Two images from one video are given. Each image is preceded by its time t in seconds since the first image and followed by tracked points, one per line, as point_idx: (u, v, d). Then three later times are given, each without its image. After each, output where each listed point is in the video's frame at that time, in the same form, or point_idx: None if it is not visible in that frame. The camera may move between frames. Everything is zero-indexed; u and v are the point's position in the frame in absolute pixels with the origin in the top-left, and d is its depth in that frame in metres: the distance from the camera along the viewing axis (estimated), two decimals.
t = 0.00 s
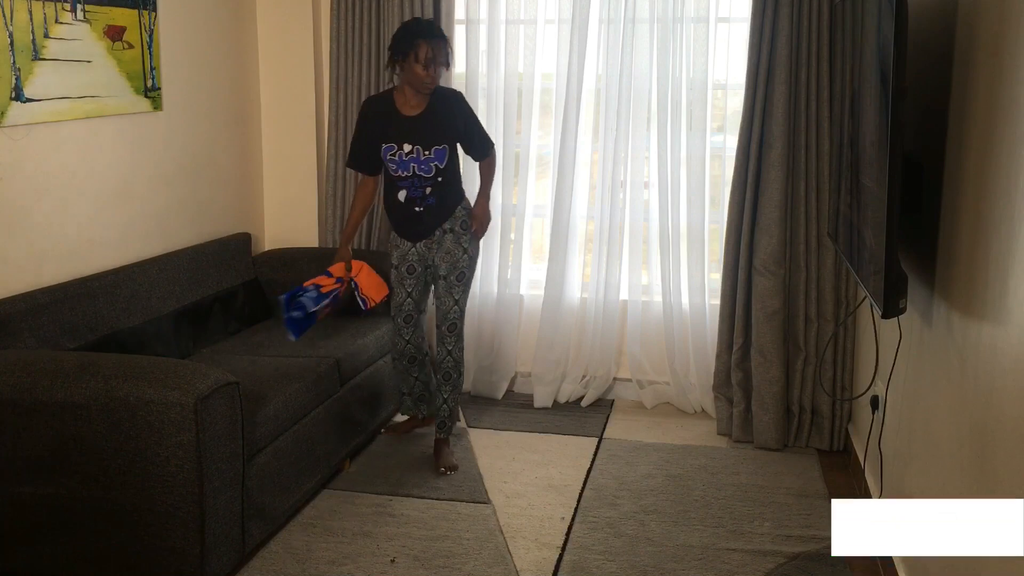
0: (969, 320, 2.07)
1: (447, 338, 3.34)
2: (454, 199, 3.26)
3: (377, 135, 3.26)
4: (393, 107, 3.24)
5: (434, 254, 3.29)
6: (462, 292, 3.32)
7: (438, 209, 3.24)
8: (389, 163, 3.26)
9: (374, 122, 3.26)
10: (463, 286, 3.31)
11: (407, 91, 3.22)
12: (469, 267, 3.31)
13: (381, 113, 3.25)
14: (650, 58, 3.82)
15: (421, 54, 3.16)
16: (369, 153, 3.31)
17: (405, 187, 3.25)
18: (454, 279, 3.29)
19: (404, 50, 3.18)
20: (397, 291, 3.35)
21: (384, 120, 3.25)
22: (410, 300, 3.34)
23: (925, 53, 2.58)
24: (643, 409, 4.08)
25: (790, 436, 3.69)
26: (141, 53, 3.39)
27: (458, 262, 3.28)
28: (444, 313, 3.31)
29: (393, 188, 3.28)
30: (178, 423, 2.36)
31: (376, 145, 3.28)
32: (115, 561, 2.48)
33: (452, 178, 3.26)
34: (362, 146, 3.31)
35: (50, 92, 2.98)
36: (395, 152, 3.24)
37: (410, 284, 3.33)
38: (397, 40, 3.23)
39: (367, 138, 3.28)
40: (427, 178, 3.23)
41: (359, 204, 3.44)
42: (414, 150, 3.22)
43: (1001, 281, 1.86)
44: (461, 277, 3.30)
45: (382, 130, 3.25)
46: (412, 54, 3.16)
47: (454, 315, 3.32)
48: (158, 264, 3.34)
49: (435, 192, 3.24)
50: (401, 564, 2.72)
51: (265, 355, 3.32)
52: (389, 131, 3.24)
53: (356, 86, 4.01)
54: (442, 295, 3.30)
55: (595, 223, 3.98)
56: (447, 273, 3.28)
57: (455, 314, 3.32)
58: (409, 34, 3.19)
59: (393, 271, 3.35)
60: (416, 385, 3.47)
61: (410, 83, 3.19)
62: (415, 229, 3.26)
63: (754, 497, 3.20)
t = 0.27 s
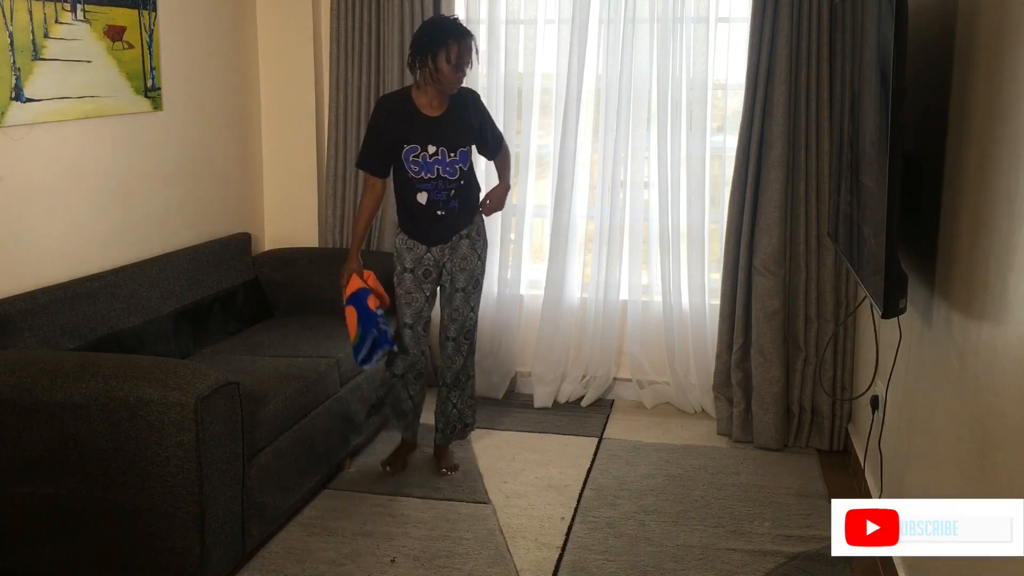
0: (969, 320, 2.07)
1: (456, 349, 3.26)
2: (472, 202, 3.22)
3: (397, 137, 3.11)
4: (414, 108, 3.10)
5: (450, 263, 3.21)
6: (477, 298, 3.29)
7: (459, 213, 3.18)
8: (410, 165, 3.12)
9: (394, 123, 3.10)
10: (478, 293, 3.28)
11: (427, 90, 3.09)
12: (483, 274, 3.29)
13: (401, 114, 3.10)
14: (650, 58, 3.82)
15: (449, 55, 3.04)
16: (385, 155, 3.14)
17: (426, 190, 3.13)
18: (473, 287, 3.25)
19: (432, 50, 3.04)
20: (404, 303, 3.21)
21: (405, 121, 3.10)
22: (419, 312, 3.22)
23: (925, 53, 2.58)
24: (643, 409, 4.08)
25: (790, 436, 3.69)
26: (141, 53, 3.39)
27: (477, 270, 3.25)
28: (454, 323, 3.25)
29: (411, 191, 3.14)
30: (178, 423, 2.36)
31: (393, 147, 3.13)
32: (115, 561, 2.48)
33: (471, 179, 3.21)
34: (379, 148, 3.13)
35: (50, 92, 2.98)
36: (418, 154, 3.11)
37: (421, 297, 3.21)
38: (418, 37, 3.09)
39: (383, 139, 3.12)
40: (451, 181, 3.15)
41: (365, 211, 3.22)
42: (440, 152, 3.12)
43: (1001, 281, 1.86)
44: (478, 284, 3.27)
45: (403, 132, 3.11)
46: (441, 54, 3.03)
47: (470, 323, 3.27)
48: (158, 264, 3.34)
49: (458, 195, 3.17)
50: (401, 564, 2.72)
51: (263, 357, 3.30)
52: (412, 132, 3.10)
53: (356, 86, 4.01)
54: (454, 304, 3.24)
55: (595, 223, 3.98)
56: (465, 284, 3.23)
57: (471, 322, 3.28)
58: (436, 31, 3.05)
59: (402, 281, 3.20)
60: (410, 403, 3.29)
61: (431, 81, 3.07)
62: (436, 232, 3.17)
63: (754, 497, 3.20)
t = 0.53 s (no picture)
0: (969, 319, 2.07)
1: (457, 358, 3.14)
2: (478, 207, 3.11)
3: (406, 137, 2.96)
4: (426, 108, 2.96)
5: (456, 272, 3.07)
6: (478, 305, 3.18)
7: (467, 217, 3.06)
8: (420, 167, 2.97)
9: (403, 122, 2.95)
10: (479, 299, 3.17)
11: (439, 89, 2.95)
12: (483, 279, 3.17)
13: (411, 113, 2.96)
14: (650, 58, 3.82)
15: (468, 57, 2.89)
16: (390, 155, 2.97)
17: (435, 193, 2.98)
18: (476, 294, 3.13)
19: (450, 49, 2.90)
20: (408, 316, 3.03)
21: (415, 121, 2.95)
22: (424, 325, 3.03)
23: (925, 53, 2.58)
24: (643, 409, 4.08)
25: (790, 436, 3.69)
26: (141, 53, 3.39)
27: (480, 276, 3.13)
28: (458, 334, 3.12)
29: (417, 194, 2.99)
30: (178, 423, 2.36)
31: (401, 148, 2.97)
32: (115, 561, 2.48)
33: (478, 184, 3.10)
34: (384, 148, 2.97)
35: (50, 92, 2.98)
36: (429, 155, 2.97)
37: (425, 309, 3.03)
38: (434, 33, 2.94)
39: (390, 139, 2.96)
40: (462, 184, 3.02)
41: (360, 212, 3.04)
42: (453, 156, 2.99)
43: (1000, 281, 1.86)
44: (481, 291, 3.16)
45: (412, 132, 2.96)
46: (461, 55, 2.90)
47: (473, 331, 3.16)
48: (158, 264, 3.34)
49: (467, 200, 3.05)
50: (401, 564, 2.72)
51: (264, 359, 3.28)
52: (426, 134, 2.96)
53: (355, 86, 4.01)
54: (453, 313, 3.11)
55: (596, 223, 3.98)
56: (470, 293, 3.11)
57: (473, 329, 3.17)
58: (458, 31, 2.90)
59: (406, 291, 3.02)
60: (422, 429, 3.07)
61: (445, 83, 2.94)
62: (440, 236, 3.01)
63: (754, 497, 3.20)
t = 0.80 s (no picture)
0: (969, 319, 2.07)
1: (479, 360, 3.02)
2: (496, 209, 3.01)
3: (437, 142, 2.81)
4: (451, 108, 2.83)
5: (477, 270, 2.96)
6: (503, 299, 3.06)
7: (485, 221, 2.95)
8: (450, 172, 2.84)
9: (435, 127, 2.80)
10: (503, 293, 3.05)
11: (466, 89, 2.83)
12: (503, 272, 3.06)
13: (440, 116, 2.81)
14: (650, 59, 3.82)
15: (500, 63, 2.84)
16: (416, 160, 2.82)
17: (463, 199, 2.87)
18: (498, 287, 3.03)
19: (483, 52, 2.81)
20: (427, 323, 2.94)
21: (445, 125, 2.81)
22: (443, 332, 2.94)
23: (925, 53, 2.58)
24: (643, 409, 4.08)
25: (790, 436, 3.69)
26: (141, 53, 3.39)
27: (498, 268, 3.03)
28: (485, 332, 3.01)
29: (444, 200, 2.85)
30: (178, 423, 2.36)
31: (428, 155, 2.83)
32: (115, 562, 2.47)
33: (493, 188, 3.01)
34: (409, 154, 2.80)
35: (50, 92, 2.98)
36: (462, 161, 2.85)
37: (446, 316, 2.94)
38: (467, 30, 2.82)
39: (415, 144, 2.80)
40: (486, 189, 2.93)
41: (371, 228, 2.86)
42: (481, 160, 2.89)
43: (1001, 281, 1.86)
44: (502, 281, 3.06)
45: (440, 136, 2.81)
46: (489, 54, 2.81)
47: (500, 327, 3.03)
48: (157, 264, 3.34)
49: (488, 202, 2.95)
50: (401, 564, 2.72)
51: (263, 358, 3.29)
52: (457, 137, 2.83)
53: (355, 86, 4.01)
54: (473, 316, 3.00)
55: (595, 224, 3.98)
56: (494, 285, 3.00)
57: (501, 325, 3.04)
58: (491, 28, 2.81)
59: (427, 300, 2.92)
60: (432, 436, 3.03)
61: (475, 84, 2.83)
62: (466, 241, 2.91)
63: (754, 498, 3.20)
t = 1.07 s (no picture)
0: (969, 319, 2.07)
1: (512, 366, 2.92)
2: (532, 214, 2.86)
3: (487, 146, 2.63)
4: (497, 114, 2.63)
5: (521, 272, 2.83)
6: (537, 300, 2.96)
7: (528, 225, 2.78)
8: (500, 174, 2.65)
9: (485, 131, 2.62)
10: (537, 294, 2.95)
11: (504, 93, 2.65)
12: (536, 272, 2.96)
13: (481, 121, 2.62)
14: (650, 59, 3.82)
15: (533, 64, 2.62)
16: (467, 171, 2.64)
17: (511, 201, 2.68)
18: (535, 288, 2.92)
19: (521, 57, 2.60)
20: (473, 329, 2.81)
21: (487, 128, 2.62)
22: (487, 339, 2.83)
23: (925, 53, 2.58)
24: (643, 409, 4.08)
25: (790, 436, 3.69)
26: (141, 53, 3.39)
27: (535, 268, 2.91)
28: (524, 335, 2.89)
29: (493, 204, 2.67)
30: (178, 423, 2.36)
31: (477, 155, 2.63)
32: (115, 562, 2.47)
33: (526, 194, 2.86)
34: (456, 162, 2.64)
35: (51, 92, 2.99)
36: (512, 162, 2.65)
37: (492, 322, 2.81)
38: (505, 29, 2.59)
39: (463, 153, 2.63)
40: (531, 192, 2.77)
41: (467, 230, 2.68)
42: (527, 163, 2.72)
43: (1001, 281, 1.86)
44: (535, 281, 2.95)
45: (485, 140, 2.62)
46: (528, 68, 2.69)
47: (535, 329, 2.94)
48: (157, 264, 3.34)
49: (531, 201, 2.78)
50: (401, 564, 2.72)
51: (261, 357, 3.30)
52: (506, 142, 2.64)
53: (355, 86, 4.01)
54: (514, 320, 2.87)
55: (595, 224, 3.98)
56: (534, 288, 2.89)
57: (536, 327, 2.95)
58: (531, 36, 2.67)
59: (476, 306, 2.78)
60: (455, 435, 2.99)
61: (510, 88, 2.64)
62: (521, 244, 2.75)
63: (754, 498, 3.20)
